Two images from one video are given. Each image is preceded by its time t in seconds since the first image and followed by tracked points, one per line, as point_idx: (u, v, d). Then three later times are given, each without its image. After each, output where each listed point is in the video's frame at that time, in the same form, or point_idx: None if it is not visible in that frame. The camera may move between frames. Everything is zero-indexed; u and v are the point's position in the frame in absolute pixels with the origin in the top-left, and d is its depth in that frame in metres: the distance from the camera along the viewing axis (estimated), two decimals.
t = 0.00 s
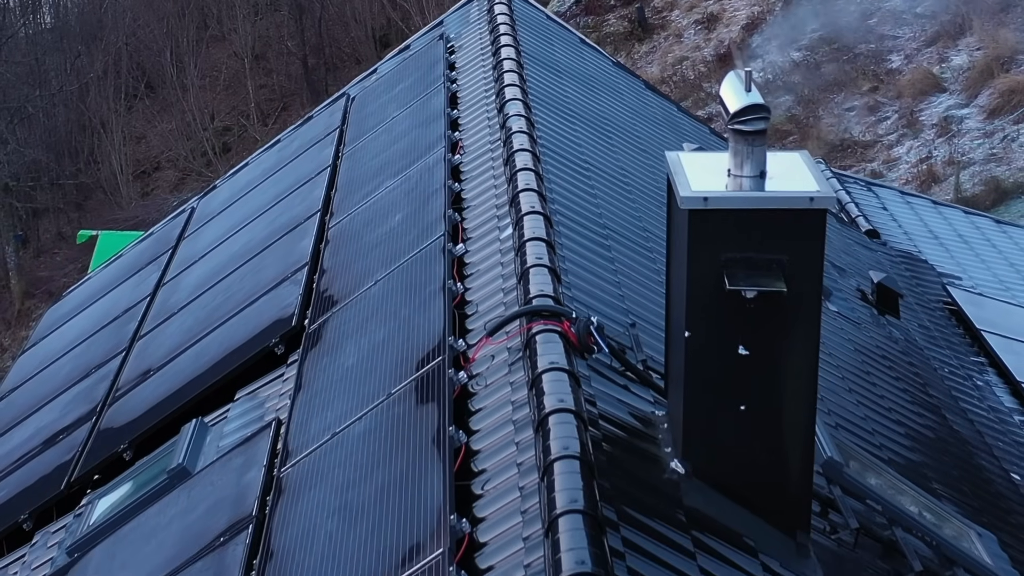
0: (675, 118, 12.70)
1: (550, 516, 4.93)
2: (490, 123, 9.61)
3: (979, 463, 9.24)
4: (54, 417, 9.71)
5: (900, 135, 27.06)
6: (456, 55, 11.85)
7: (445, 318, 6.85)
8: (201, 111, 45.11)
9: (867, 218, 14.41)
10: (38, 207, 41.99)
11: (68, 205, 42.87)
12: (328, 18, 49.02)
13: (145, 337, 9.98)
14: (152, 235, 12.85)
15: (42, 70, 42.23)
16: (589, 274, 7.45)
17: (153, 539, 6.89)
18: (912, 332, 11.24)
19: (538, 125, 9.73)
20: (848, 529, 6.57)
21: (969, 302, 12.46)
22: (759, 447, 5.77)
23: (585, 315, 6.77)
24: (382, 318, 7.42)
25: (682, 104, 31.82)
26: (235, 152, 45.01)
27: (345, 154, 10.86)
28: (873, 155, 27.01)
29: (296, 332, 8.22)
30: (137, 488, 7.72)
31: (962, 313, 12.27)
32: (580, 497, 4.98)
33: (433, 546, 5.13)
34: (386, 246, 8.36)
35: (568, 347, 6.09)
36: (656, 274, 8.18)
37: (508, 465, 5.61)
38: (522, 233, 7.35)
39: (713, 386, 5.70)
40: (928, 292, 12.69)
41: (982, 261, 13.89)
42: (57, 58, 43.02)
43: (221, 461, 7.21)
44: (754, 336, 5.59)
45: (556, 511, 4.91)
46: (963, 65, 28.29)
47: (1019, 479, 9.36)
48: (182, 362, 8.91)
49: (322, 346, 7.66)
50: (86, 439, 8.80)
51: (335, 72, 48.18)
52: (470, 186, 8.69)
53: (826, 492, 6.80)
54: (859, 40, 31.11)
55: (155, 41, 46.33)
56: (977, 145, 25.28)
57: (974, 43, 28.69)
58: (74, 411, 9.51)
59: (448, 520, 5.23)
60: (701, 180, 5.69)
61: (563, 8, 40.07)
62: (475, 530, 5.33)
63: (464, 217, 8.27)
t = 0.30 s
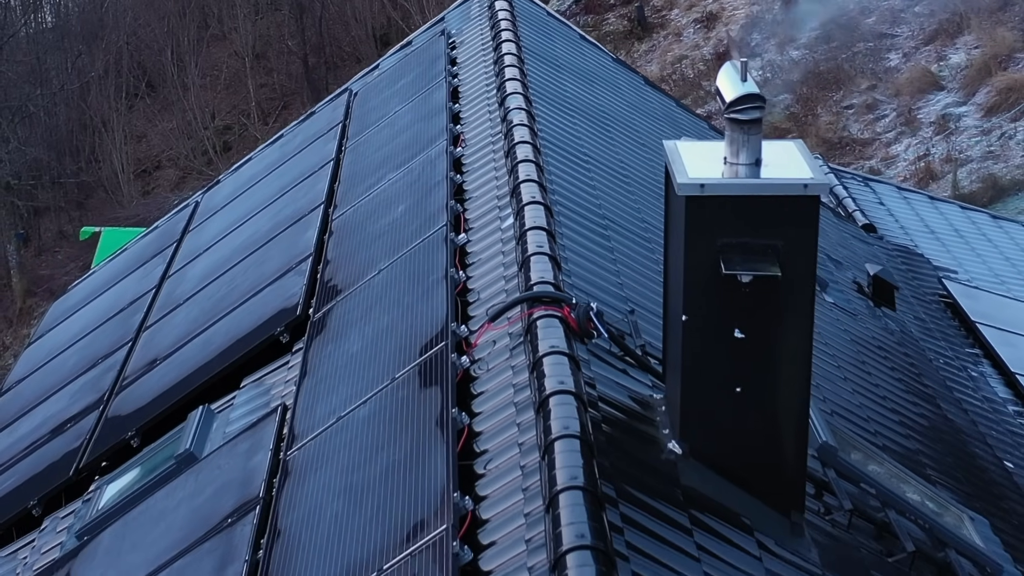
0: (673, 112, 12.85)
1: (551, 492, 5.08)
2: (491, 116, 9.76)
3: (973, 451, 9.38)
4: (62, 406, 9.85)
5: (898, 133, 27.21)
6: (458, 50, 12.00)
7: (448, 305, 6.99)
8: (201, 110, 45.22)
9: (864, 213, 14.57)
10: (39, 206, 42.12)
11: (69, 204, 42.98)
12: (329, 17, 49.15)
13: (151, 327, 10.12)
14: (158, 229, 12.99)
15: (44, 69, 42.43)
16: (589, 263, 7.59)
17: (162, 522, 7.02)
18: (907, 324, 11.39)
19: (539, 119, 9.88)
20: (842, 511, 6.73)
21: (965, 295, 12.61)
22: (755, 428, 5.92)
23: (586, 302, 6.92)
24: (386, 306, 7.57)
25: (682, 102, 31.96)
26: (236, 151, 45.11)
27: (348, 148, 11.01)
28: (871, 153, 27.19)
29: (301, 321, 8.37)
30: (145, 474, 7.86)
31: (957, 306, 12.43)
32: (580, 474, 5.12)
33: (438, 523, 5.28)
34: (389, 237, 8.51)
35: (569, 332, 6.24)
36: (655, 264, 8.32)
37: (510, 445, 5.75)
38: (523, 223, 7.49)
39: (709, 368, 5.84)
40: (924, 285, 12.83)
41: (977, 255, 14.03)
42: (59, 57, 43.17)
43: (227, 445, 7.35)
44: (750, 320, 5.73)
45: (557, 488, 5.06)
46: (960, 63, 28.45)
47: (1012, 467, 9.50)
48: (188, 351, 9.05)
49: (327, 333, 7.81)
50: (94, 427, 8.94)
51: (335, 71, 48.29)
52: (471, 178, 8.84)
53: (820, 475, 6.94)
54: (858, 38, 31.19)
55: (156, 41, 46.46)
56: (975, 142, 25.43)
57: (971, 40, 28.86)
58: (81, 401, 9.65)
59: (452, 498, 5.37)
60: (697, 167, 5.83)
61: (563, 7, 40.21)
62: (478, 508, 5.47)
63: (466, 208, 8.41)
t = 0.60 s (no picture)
0: (672, 109, 12.96)
1: (551, 473, 5.21)
2: (492, 111, 9.89)
3: (968, 442, 9.50)
4: (68, 397, 9.97)
5: (897, 131, 27.31)
6: (458, 47, 12.14)
7: (450, 295, 7.12)
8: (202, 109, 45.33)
9: (860, 208, 14.72)
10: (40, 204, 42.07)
11: (70, 203, 42.84)
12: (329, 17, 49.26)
13: (156, 320, 10.25)
14: (162, 223, 13.11)
15: (45, 69, 42.55)
16: (589, 253, 7.73)
17: (168, 508, 7.14)
18: (903, 317, 11.50)
19: (539, 113, 10.02)
20: (836, 495, 6.86)
21: (960, 289, 12.74)
22: (751, 413, 6.05)
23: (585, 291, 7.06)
24: (389, 295, 7.70)
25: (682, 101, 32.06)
26: (237, 150, 45.19)
27: (350, 143, 11.13)
28: (869, 151, 27.31)
29: (304, 311, 8.49)
30: (151, 462, 7.98)
31: (953, 300, 12.55)
32: (580, 455, 5.24)
33: (441, 504, 5.42)
34: (392, 228, 8.64)
35: (568, 320, 6.37)
36: (653, 254, 8.45)
37: (511, 429, 5.88)
38: (524, 214, 7.61)
39: (707, 354, 5.95)
40: (921, 279, 12.95)
41: (974, 250, 14.15)
42: (60, 56, 43.26)
43: (233, 433, 7.47)
44: (745, 306, 5.85)
45: (557, 468, 5.18)
46: (958, 62, 28.57)
47: (1006, 457, 9.63)
48: (193, 342, 9.18)
49: (330, 324, 7.95)
50: (100, 417, 9.06)
51: (336, 70, 48.41)
52: (472, 171, 8.97)
53: (814, 460, 7.05)
54: (857, 37, 31.35)
55: (157, 40, 46.55)
56: (973, 141, 25.56)
57: (970, 40, 29.00)
58: (87, 392, 9.77)
59: (455, 479, 5.52)
60: (693, 157, 5.95)
61: (563, 7, 40.32)
62: (480, 490, 5.61)
63: (467, 200, 8.55)
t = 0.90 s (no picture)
0: (670, 105, 13.07)
1: (551, 454, 5.34)
2: (492, 106, 10.02)
3: (962, 432, 9.62)
4: (73, 389, 10.09)
5: (895, 130, 27.43)
6: (459, 43, 12.28)
7: (451, 284, 7.25)
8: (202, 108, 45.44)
9: (858, 204, 14.87)
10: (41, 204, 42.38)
11: (71, 202, 43.09)
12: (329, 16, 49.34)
13: (160, 313, 10.37)
14: (165, 219, 13.22)
15: (46, 68, 42.54)
16: (589, 243, 7.87)
17: (175, 493, 7.27)
18: (899, 310, 11.64)
19: (539, 108, 10.16)
20: (830, 479, 6.98)
21: (956, 283, 12.86)
22: (745, 397, 6.18)
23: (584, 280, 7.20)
24: (391, 286, 7.83)
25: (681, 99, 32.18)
26: (238, 150, 45.31)
27: (352, 139, 11.27)
28: (867, 149, 27.43)
29: (307, 302, 8.62)
30: (156, 450, 8.10)
31: (949, 294, 12.67)
32: (578, 437, 5.37)
33: (443, 484, 5.54)
34: (394, 221, 8.77)
35: (567, 307, 6.49)
36: (650, 246, 8.58)
37: (511, 413, 6.00)
38: (524, 205, 7.74)
39: (702, 339, 6.08)
40: (917, 274, 13.08)
41: (970, 246, 14.28)
42: (61, 55, 43.21)
43: (237, 421, 7.60)
44: (741, 293, 5.98)
45: (556, 450, 5.31)
46: (956, 60, 28.72)
47: (999, 447, 9.76)
48: (197, 333, 9.30)
49: (333, 314, 8.08)
50: (105, 407, 9.18)
51: (336, 70, 48.48)
52: (473, 164, 9.09)
53: (809, 446, 7.16)
54: (855, 36, 31.49)
55: (158, 40, 46.53)
56: (970, 139, 25.68)
57: (967, 38, 29.14)
58: (92, 383, 9.90)
59: (456, 461, 5.65)
60: (690, 147, 6.07)
61: (562, 6, 40.43)
62: (480, 472, 5.73)
63: (467, 193, 8.68)
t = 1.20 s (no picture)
0: (668, 101, 13.19)
1: (550, 436, 5.46)
2: (492, 100, 10.15)
3: (955, 423, 9.75)
4: (78, 380, 10.23)
5: (893, 128, 27.56)
6: (459, 39, 12.41)
7: (452, 274, 7.38)
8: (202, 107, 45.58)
9: (854, 200, 15.01)
10: (42, 203, 42.32)
11: (71, 201, 43.04)
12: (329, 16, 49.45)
13: (164, 305, 10.50)
14: (168, 214, 13.35)
15: (47, 67, 42.80)
16: (588, 235, 8.00)
17: (181, 479, 7.40)
18: (894, 303, 11.78)
19: (539, 102, 10.29)
20: (824, 464, 7.10)
21: (951, 277, 12.99)
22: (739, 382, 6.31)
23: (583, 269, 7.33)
24: (393, 276, 7.96)
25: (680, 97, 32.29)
26: (238, 148, 45.41)
27: (354, 133, 11.40)
28: (866, 147, 27.54)
29: (310, 293, 8.75)
30: (162, 438, 8.23)
31: (944, 288, 12.80)
32: (577, 419, 5.50)
33: (444, 466, 5.67)
34: (395, 213, 8.90)
35: (566, 295, 6.62)
36: (648, 238, 8.71)
37: (511, 397, 6.13)
38: (523, 196, 7.87)
39: (698, 325, 6.21)
40: (913, 268, 13.21)
41: (966, 241, 14.41)
42: (62, 55, 43.38)
43: (242, 408, 7.73)
44: (736, 280, 6.10)
45: (555, 431, 5.44)
46: (954, 59, 28.87)
47: (992, 437, 9.88)
48: (201, 324, 9.42)
49: (335, 304, 8.21)
50: (111, 397, 9.31)
51: (337, 69, 48.58)
52: (473, 158, 9.22)
53: (804, 431, 7.29)
54: (853, 35, 31.63)
55: (158, 39, 46.61)
56: (968, 137, 25.80)
57: (965, 37, 29.28)
58: (97, 374, 10.03)
59: (457, 444, 5.78)
60: (686, 137, 6.20)
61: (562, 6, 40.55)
62: (480, 454, 5.86)
63: (468, 185, 8.81)
